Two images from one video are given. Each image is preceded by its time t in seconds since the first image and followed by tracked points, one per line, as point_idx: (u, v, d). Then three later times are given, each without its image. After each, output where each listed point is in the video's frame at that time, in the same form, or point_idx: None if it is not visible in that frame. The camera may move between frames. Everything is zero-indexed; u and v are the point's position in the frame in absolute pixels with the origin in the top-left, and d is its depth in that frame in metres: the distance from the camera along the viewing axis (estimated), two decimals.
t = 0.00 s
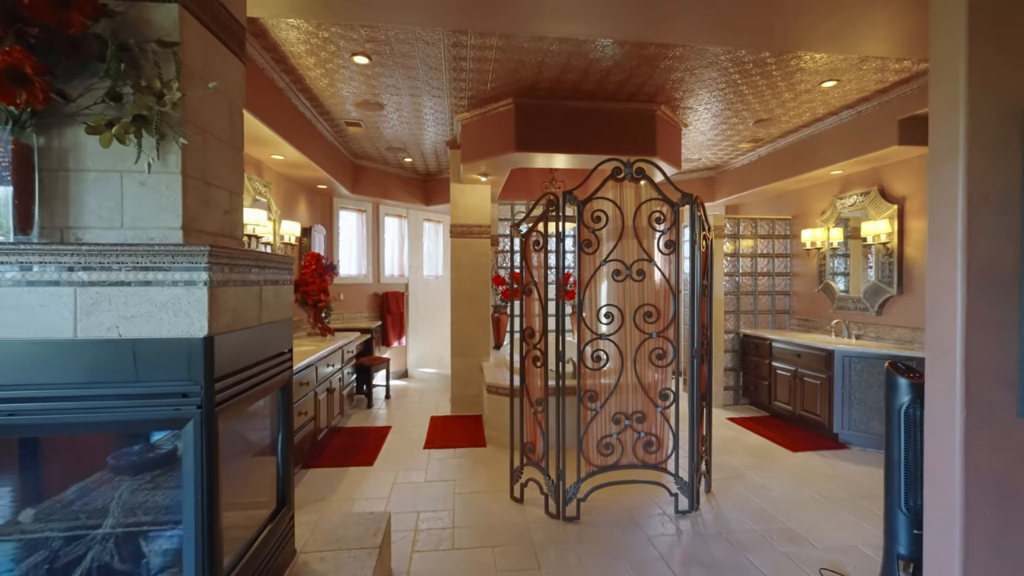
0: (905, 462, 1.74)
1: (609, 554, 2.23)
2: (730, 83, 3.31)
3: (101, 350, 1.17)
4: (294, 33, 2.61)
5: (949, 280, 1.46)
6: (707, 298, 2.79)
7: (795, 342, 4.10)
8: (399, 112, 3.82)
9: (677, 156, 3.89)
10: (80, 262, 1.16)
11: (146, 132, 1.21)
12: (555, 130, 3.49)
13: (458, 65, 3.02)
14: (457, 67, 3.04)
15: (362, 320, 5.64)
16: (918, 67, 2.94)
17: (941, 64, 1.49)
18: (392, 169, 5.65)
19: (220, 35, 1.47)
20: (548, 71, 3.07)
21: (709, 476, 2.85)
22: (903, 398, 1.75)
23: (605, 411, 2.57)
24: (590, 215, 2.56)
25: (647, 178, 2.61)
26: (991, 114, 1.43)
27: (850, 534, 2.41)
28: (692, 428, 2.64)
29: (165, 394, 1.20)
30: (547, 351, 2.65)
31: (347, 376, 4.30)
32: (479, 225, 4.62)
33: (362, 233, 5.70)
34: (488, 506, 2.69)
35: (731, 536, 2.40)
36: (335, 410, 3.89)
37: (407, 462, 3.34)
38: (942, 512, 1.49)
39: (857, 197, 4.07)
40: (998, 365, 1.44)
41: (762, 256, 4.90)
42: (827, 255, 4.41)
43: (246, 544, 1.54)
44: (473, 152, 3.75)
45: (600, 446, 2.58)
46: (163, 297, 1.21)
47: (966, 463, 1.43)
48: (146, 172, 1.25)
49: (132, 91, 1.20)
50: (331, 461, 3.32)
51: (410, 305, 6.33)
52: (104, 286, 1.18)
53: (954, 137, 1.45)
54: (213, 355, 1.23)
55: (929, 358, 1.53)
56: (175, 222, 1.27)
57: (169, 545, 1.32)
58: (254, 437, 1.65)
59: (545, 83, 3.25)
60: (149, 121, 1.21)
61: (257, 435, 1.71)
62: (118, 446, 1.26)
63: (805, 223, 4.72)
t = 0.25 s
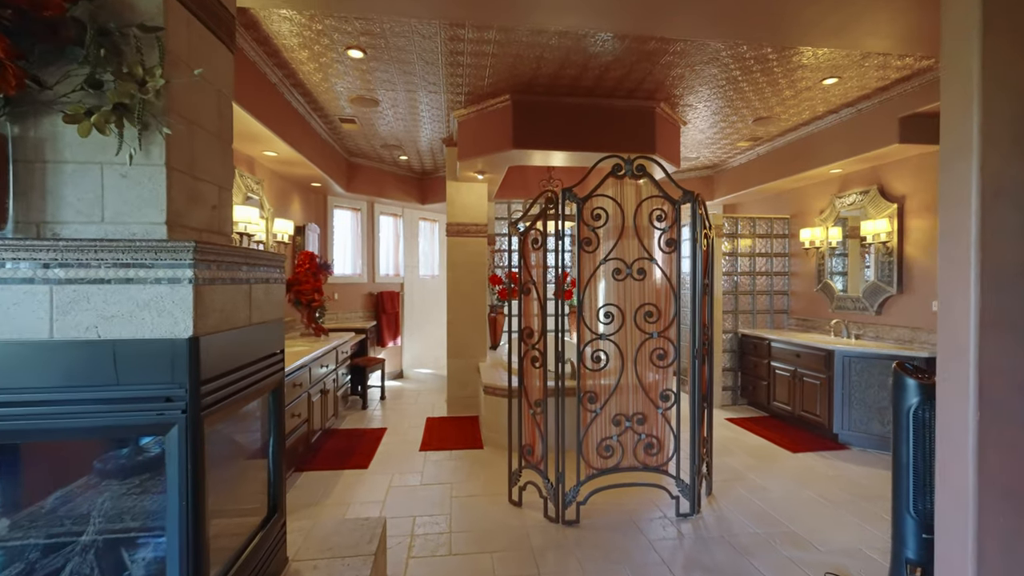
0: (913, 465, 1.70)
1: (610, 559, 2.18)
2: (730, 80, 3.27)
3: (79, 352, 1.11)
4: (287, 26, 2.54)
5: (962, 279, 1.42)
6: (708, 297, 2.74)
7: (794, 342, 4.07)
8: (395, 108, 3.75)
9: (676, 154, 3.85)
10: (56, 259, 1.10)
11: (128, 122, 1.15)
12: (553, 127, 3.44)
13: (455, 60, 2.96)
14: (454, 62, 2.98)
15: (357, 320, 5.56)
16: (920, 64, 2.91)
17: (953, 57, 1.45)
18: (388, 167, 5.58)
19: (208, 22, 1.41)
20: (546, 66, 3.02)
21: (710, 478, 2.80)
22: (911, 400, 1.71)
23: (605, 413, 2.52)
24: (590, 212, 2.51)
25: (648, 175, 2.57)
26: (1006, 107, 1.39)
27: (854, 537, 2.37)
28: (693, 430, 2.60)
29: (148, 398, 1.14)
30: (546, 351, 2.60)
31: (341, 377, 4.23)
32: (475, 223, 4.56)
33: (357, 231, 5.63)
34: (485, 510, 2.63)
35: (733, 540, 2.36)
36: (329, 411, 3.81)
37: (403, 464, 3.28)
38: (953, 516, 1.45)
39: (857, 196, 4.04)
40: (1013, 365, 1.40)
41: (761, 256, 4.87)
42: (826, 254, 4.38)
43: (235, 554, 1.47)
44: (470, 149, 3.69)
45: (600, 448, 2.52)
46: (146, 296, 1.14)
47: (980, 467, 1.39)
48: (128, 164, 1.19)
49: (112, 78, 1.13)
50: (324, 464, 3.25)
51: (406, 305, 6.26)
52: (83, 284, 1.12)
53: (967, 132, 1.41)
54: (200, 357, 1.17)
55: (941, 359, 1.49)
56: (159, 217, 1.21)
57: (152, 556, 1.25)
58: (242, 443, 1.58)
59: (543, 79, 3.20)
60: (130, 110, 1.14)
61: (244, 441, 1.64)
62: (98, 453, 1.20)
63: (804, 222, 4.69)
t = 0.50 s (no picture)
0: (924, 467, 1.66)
1: (611, 564, 2.13)
2: (731, 77, 3.22)
3: (56, 352, 1.05)
4: (280, 17, 2.48)
5: (978, 276, 1.38)
6: (711, 297, 2.69)
7: (794, 341, 4.04)
8: (390, 104, 3.68)
9: (676, 152, 3.80)
10: (31, 254, 1.03)
11: (109, 109, 1.09)
12: (552, 123, 3.38)
13: (452, 54, 2.90)
14: (451, 56, 2.92)
15: (352, 320, 5.49)
16: (923, 61, 2.87)
17: (967, 49, 1.41)
18: (383, 164, 5.50)
19: (194, 7, 1.34)
20: (545, 61, 2.96)
21: (711, 480, 2.76)
22: (922, 401, 1.67)
23: (606, 414, 2.47)
24: (591, 209, 2.46)
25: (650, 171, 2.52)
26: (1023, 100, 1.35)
27: (859, 541, 2.33)
28: (695, 431, 2.55)
29: (129, 401, 1.07)
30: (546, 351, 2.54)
31: (336, 377, 4.16)
32: (472, 222, 4.50)
33: (352, 230, 5.55)
34: (483, 513, 2.58)
35: (737, 543, 2.31)
36: (323, 413, 3.74)
37: (399, 467, 3.22)
38: (968, 521, 1.40)
39: (856, 195, 4.01)
40: None
41: (760, 255, 4.84)
42: (825, 254, 4.35)
43: (223, 564, 1.41)
44: (467, 146, 3.63)
45: (600, 450, 2.47)
46: (128, 293, 1.08)
47: (996, 470, 1.35)
48: (109, 154, 1.13)
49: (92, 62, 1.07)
50: (318, 467, 3.18)
51: (402, 305, 6.19)
52: (60, 281, 1.05)
53: (983, 126, 1.37)
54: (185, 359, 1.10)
55: (955, 359, 1.45)
56: (142, 211, 1.14)
57: (136, 567, 1.19)
58: (231, 448, 1.52)
59: (542, 74, 3.15)
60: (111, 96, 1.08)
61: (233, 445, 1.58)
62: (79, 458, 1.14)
63: (803, 221, 4.66)
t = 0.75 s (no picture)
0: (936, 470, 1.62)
1: (614, 570, 2.08)
2: (732, 74, 3.18)
3: (30, 354, 0.98)
4: (272, 8, 2.40)
5: (995, 273, 1.34)
6: (713, 295, 2.65)
7: (794, 341, 4.00)
8: (386, 100, 3.61)
9: (676, 150, 3.76)
10: (2, 249, 0.96)
11: (88, 95, 1.03)
12: (551, 120, 3.33)
13: (450, 48, 2.84)
14: (449, 50, 2.86)
15: (347, 320, 5.41)
16: (926, 57, 2.84)
17: (985, 40, 1.37)
18: (378, 162, 5.43)
19: None
20: (545, 56, 2.91)
21: (714, 482, 2.72)
22: (933, 403, 1.63)
23: (607, 416, 2.42)
24: (592, 206, 2.41)
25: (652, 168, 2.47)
26: None
27: (866, 544, 2.29)
28: (698, 432, 2.51)
29: (110, 405, 1.01)
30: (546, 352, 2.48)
31: (330, 378, 4.09)
32: (469, 220, 4.44)
33: (347, 229, 5.48)
34: (482, 517, 2.52)
35: (741, 547, 2.27)
36: (317, 415, 3.67)
37: (395, 470, 3.15)
38: (985, 525, 1.36)
39: (857, 193, 3.99)
40: None
41: (759, 254, 4.81)
42: (824, 253, 4.33)
43: None
44: (465, 143, 3.57)
45: (602, 453, 2.42)
46: (108, 291, 1.02)
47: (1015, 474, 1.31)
48: (88, 144, 1.06)
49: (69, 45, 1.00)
50: (312, 470, 3.11)
51: (397, 305, 6.12)
52: (34, 278, 0.98)
53: (1001, 119, 1.33)
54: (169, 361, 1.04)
55: (971, 359, 1.41)
56: (124, 203, 1.08)
57: None
58: (221, 454, 1.45)
59: (541, 69, 3.09)
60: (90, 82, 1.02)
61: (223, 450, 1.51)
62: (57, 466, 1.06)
63: (802, 220, 4.64)
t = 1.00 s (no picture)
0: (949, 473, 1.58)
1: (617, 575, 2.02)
2: (733, 71, 3.14)
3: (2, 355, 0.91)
4: None
5: (1013, 272, 1.29)
6: (715, 295, 2.61)
7: (794, 341, 3.97)
8: (382, 96, 3.54)
9: (676, 148, 3.72)
10: None
11: (65, 79, 0.97)
12: (550, 116, 3.28)
13: (447, 42, 2.78)
14: (447, 43, 2.79)
15: (342, 320, 5.34)
16: (930, 54, 2.81)
17: (1004, 30, 1.33)
18: (374, 160, 5.36)
19: None
20: (545, 50, 2.85)
21: (716, 484, 2.67)
22: (945, 404, 1.59)
23: (609, 417, 2.37)
24: (594, 203, 2.36)
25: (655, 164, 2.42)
26: None
27: (871, 548, 2.26)
28: (701, 434, 2.46)
29: (89, 410, 0.94)
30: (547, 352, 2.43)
31: (325, 379, 4.02)
32: (466, 218, 4.37)
33: (342, 228, 5.40)
34: (480, 521, 2.46)
35: (746, 551, 2.23)
36: (312, 416, 3.60)
37: (391, 472, 3.09)
38: (1004, 532, 1.32)
39: (857, 192, 3.96)
40: None
41: (757, 253, 4.78)
42: (824, 252, 4.30)
43: None
44: (462, 140, 3.51)
45: (603, 455, 2.37)
46: (87, 288, 0.95)
47: None
48: (66, 131, 1.00)
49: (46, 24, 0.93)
50: (306, 473, 3.04)
51: (393, 304, 6.05)
52: (5, 274, 0.91)
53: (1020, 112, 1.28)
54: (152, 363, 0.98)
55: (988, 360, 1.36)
56: (106, 195, 1.02)
57: None
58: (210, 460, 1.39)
59: (541, 65, 3.04)
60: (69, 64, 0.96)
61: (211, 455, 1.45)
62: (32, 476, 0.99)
63: (801, 219, 4.61)
